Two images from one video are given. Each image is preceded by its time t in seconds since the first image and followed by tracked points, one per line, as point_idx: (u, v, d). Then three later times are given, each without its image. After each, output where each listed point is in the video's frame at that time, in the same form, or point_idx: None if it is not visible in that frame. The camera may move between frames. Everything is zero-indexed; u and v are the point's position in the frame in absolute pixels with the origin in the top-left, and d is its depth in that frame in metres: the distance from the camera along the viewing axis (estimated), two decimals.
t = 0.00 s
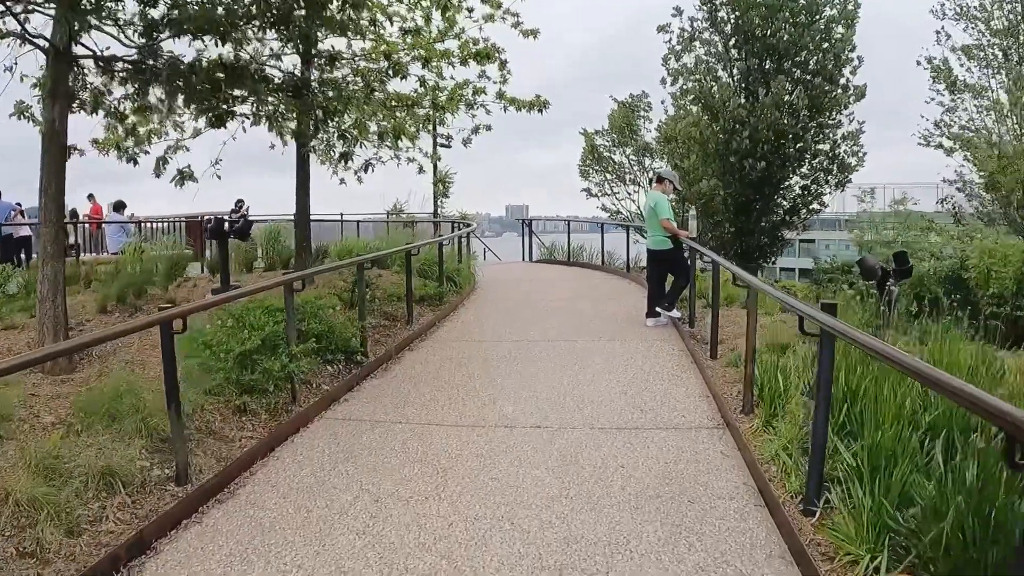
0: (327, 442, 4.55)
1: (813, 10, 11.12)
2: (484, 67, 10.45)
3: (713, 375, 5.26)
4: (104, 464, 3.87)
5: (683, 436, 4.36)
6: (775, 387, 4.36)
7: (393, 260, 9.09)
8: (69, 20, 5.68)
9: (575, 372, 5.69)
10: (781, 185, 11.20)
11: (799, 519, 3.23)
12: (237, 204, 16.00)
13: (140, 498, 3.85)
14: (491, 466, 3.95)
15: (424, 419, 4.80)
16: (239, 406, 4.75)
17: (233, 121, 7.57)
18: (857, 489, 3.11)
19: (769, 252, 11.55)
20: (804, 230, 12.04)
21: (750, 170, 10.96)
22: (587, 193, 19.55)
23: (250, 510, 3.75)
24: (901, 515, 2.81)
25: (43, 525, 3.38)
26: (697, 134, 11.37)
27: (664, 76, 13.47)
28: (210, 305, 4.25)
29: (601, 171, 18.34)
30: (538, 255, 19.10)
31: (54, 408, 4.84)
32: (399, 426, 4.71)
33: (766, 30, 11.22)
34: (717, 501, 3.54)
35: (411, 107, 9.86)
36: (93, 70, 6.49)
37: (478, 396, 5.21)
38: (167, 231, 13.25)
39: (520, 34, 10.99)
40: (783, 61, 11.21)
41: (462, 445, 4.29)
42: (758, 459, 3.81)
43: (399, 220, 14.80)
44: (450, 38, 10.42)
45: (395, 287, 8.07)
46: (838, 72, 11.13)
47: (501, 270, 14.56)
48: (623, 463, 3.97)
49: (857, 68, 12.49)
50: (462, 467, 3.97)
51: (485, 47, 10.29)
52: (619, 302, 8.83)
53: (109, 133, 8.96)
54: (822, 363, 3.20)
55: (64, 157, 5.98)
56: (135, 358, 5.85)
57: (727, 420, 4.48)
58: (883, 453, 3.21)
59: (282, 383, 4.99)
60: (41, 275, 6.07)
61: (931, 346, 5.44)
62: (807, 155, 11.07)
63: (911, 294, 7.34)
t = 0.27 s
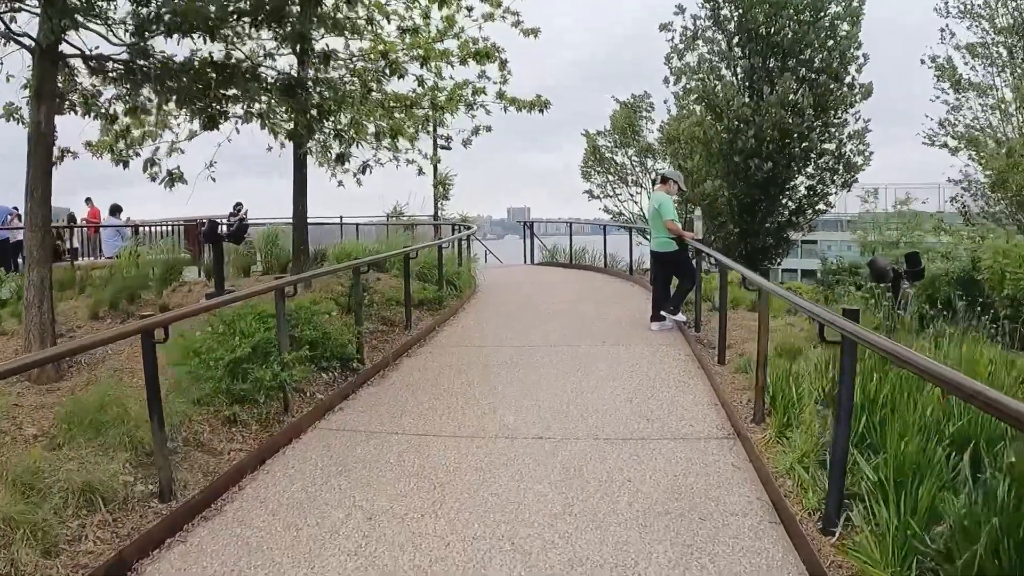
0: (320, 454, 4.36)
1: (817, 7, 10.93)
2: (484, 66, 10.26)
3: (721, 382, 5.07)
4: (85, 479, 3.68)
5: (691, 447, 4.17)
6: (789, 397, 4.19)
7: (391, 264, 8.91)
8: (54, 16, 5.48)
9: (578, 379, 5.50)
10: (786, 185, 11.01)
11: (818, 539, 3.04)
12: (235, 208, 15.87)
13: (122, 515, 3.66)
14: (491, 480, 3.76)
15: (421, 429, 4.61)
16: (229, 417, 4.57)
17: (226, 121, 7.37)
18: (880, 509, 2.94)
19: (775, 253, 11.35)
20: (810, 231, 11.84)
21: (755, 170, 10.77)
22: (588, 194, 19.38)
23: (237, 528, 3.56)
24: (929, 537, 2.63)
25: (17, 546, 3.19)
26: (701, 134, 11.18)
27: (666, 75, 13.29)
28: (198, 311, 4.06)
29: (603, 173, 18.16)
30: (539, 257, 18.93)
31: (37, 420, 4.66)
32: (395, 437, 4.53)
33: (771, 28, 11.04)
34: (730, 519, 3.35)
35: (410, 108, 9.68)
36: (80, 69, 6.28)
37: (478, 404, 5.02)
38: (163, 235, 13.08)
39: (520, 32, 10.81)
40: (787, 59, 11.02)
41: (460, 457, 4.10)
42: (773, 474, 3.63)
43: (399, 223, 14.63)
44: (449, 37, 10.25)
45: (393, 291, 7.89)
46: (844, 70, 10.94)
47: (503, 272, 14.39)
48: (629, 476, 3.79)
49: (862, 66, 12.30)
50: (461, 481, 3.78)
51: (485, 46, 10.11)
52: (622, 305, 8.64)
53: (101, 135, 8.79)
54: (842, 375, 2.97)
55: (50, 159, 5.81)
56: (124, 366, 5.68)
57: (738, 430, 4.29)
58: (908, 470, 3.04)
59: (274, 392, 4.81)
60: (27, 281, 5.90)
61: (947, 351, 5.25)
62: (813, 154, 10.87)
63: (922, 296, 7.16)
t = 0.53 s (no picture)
0: (312, 471, 4.16)
1: (822, 3, 10.73)
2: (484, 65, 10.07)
3: (731, 392, 4.86)
4: (63, 500, 3.48)
5: (701, 462, 3.97)
6: (804, 412, 4.00)
7: (390, 268, 8.72)
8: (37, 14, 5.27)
9: (583, 387, 5.30)
10: (792, 185, 10.81)
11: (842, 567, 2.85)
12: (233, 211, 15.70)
13: (102, 539, 3.46)
14: (493, 499, 3.56)
15: (419, 442, 4.42)
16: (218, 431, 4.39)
17: (219, 122, 7.16)
18: (907, 536, 2.75)
19: (781, 255, 11.15)
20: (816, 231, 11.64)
21: (760, 169, 10.57)
22: (590, 195, 19.19)
23: (223, 551, 3.36)
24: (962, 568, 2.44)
25: None
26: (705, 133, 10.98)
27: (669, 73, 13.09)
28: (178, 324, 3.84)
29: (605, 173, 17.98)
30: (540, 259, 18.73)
31: (18, 435, 4.47)
32: (392, 451, 4.33)
33: (775, 26, 10.85)
34: (745, 541, 3.15)
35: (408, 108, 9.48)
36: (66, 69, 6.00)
37: (478, 415, 4.83)
38: (158, 238, 12.90)
39: (521, 31, 10.61)
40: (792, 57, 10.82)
41: (458, 474, 3.90)
42: (790, 493, 3.43)
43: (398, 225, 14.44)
44: (448, 36, 10.06)
45: (391, 295, 7.69)
46: (850, 67, 10.74)
47: (504, 275, 14.20)
48: (637, 493, 3.59)
49: (868, 63, 12.09)
50: (459, 500, 3.59)
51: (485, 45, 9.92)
52: (626, 309, 8.44)
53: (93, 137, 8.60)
54: (867, 396, 2.72)
55: (35, 163, 5.62)
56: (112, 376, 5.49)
57: (751, 443, 4.09)
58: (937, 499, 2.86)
59: (265, 404, 4.63)
60: (12, 289, 5.72)
61: (965, 359, 5.04)
62: (819, 154, 10.67)
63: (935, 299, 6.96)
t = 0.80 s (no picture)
0: (306, 485, 3.99)
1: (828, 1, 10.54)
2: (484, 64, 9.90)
3: (741, 400, 4.68)
4: (44, 519, 3.32)
5: (713, 474, 3.79)
6: (819, 423, 3.83)
7: (389, 271, 8.55)
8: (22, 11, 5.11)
9: (588, 395, 5.12)
10: (798, 185, 10.63)
11: None
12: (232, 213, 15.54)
13: (84, 560, 3.26)
14: (495, 516, 3.39)
15: (418, 454, 4.25)
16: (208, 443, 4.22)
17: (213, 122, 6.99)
18: (936, 562, 2.58)
19: (787, 256, 10.97)
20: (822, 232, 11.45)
21: (766, 169, 10.38)
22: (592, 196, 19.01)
23: (210, 573, 3.19)
24: None
25: None
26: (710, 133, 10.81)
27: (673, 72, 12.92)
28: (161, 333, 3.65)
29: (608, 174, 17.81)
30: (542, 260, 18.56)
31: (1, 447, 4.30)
32: (389, 463, 4.16)
33: (781, 23, 10.66)
34: (762, 563, 2.97)
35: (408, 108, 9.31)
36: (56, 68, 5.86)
37: (480, 425, 4.65)
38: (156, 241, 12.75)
39: (522, 29, 10.44)
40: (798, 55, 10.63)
41: (458, 489, 3.72)
42: (807, 510, 3.25)
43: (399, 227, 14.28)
44: (448, 35, 9.89)
45: (390, 299, 7.52)
46: (857, 65, 10.55)
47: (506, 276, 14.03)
48: (646, 509, 3.42)
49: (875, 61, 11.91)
50: (459, 517, 3.41)
51: (485, 43, 9.75)
52: (631, 312, 8.27)
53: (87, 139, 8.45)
54: (894, 413, 2.53)
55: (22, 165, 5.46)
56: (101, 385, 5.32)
57: (763, 454, 3.91)
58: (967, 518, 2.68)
59: (257, 414, 4.46)
60: None
61: (984, 366, 4.86)
62: (825, 153, 10.49)
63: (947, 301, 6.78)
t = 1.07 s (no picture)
0: (296, 500, 3.80)
1: None
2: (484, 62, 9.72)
3: (751, 407, 4.50)
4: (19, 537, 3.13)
5: (723, 488, 3.61)
6: (833, 433, 3.64)
7: (387, 273, 8.37)
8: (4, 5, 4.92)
9: (591, 401, 4.93)
10: (803, 185, 10.45)
11: None
12: (228, 215, 15.40)
13: None
14: (494, 534, 3.21)
15: (415, 465, 4.07)
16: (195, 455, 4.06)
17: (205, 122, 6.79)
18: None
19: (792, 257, 10.79)
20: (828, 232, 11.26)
21: (772, 168, 10.20)
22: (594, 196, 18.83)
23: None
24: None
25: None
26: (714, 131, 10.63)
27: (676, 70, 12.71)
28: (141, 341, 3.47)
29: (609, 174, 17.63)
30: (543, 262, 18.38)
31: None
32: (384, 476, 3.97)
33: (785, 20, 10.48)
34: None
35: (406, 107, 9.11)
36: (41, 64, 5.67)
37: (479, 433, 4.47)
38: (151, 244, 12.57)
39: (522, 27, 10.25)
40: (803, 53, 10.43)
41: (454, 504, 3.54)
42: (825, 527, 3.07)
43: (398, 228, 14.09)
44: (447, 32, 9.71)
45: (387, 302, 7.34)
46: (863, 62, 10.34)
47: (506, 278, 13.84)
48: (655, 526, 3.23)
49: (881, 58, 11.70)
50: (456, 536, 3.23)
51: (485, 41, 9.57)
52: (635, 315, 8.08)
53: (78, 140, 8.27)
54: (926, 430, 2.34)
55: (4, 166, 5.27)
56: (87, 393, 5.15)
57: (775, 466, 3.73)
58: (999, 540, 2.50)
59: (246, 425, 4.28)
60: None
61: (1003, 371, 4.67)
62: (831, 152, 10.29)
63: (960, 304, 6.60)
